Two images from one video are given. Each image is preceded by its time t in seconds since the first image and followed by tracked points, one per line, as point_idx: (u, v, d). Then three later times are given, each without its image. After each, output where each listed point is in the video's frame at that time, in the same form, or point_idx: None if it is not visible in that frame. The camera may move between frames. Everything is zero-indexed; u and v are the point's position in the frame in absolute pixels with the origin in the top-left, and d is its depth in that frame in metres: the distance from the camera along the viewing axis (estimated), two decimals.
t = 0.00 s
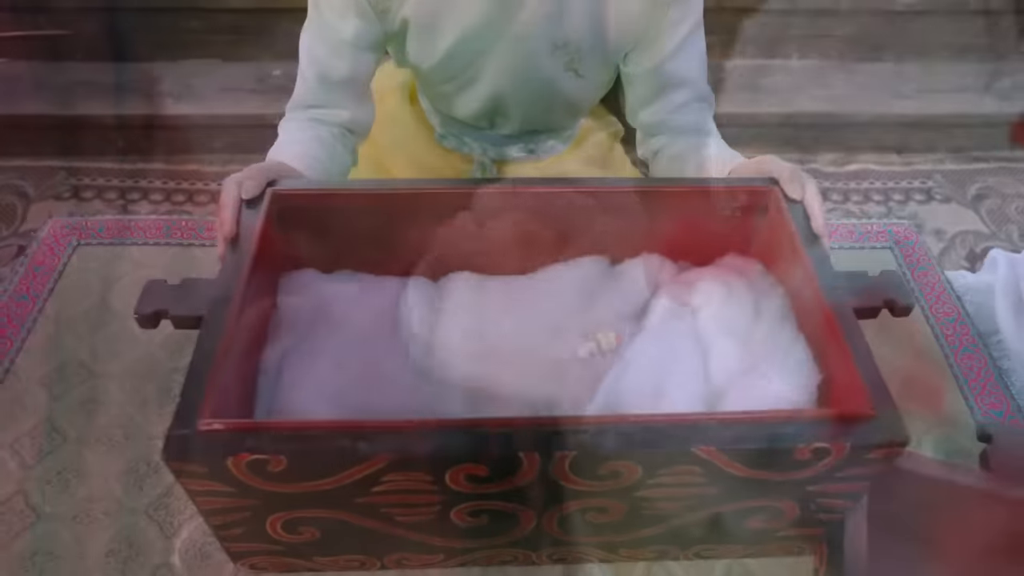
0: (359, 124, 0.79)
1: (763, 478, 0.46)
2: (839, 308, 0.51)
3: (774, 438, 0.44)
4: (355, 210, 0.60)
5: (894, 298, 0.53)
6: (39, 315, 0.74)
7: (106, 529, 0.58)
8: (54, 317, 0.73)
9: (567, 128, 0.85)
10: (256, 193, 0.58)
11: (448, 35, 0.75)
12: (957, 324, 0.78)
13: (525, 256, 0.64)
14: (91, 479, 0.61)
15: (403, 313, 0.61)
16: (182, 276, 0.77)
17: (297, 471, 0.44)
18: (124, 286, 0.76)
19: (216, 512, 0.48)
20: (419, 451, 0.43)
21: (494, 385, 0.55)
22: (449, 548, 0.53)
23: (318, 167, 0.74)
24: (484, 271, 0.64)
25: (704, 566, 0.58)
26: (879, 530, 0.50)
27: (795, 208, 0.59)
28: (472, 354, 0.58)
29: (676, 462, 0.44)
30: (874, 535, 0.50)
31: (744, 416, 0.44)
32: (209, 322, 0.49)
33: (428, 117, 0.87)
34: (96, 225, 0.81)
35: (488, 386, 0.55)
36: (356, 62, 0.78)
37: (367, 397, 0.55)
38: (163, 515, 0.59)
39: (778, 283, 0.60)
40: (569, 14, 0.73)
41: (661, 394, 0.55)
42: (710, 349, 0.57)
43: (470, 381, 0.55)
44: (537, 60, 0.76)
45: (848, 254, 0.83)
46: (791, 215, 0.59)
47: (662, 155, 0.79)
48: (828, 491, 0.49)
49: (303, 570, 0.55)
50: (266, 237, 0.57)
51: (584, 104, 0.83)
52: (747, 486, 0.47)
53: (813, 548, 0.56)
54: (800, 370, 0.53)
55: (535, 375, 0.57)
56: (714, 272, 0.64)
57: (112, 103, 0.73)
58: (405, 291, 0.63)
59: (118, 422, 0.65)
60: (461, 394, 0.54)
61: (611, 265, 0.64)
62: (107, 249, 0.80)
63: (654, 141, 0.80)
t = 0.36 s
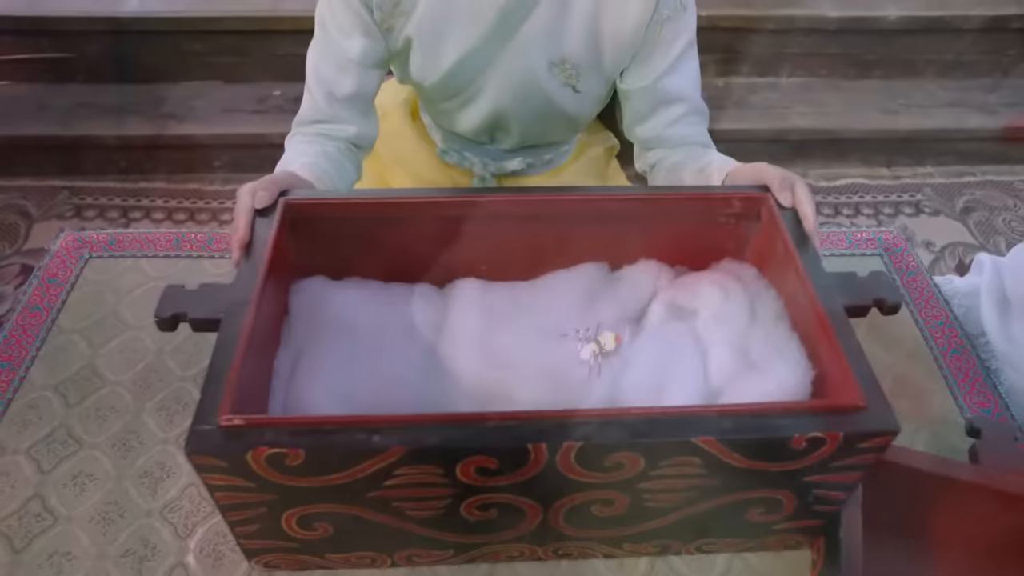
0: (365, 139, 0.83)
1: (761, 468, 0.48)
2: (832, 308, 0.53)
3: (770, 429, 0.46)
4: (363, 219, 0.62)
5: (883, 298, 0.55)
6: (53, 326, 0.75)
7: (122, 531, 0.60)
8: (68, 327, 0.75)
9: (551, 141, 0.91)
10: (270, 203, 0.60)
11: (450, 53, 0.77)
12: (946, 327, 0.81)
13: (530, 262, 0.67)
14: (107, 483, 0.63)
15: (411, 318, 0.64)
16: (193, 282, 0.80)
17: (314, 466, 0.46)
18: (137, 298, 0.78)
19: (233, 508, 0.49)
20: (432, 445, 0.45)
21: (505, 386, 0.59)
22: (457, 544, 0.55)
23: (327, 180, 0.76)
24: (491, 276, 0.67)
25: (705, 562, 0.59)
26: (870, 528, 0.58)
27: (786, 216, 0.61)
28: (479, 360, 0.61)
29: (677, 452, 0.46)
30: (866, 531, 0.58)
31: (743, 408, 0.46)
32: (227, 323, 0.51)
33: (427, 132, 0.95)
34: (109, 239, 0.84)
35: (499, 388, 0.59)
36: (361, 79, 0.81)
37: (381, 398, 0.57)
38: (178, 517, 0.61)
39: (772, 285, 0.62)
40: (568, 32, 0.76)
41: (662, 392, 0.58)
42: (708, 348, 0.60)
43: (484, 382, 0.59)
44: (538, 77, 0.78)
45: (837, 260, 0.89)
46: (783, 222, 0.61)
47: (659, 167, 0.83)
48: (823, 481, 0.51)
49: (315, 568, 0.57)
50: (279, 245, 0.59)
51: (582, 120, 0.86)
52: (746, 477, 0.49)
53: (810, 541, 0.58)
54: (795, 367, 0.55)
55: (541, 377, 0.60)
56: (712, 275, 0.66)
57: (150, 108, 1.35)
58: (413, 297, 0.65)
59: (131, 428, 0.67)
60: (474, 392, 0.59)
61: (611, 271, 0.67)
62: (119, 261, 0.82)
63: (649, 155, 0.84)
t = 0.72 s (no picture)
0: (369, 153, 0.86)
1: (757, 456, 0.51)
2: (822, 306, 0.56)
3: (764, 416, 0.48)
4: (371, 225, 0.64)
5: (870, 295, 0.58)
6: (68, 334, 0.77)
7: (139, 530, 0.61)
8: (83, 335, 0.77)
9: (552, 155, 0.94)
10: (283, 211, 0.62)
11: (452, 69, 0.80)
12: (934, 329, 0.84)
13: (532, 266, 0.70)
14: (123, 484, 0.64)
15: (417, 322, 0.66)
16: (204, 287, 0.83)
17: (331, 456, 0.48)
18: (150, 307, 0.81)
19: (250, 501, 0.51)
20: (444, 435, 0.47)
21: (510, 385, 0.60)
22: (466, 536, 0.57)
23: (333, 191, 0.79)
24: (496, 281, 0.70)
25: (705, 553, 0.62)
26: (863, 519, 0.61)
27: (776, 220, 0.64)
28: (485, 359, 0.63)
29: (676, 439, 0.48)
30: (859, 523, 0.60)
31: (738, 397, 0.49)
32: (245, 324, 0.53)
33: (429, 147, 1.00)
34: (119, 251, 0.87)
35: (503, 385, 0.61)
36: (365, 95, 0.84)
37: (391, 396, 0.60)
38: (193, 516, 0.62)
39: (765, 286, 0.65)
40: (564, 50, 0.79)
41: (662, 388, 0.60)
42: (704, 347, 0.62)
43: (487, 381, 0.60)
44: (537, 94, 0.82)
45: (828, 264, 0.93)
46: (774, 225, 0.63)
47: (652, 181, 0.86)
48: (817, 470, 0.53)
49: (329, 563, 0.59)
50: (292, 252, 0.61)
51: (579, 134, 0.90)
52: (743, 464, 0.52)
53: (806, 531, 0.60)
54: (788, 362, 0.57)
55: (543, 377, 0.62)
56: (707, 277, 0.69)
57: (167, 121, 1.78)
58: (421, 301, 0.68)
59: (145, 432, 0.69)
60: (479, 390, 0.60)
61: (610, 275, 0.70)
62: (131, 272, 0.85)
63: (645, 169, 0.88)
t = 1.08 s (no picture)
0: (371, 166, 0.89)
1: (752, 446, 0.53)
2: (811, 301, 0.59)
3: (758, 403, 0.51)
4: (379, 231, 0.67)
5: (855, 292, 0.61)
6: (81, 342, 0.79)
7: (154, 528, 0.63)
8: (95, 344, 0.79)
9: (550, 167, 0.99)
10: (296, 219, 0.65)
11: (454, 85, 0.84)
12: (918, 329, 0.86)
13: (534, 271, 0.72)
14: (138, 485, 0.66)
15: (423, 324, 0.69)
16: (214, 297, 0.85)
17: (346, 445, 0.50)
18: (160, 316, 0.83)
19: (267, 493, 0.53)
20: (455, 424, 0.49)
21: (515, 381, 0.63)
22: (474, 528, 0.59)
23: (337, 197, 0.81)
24: (497, 285, 0.73)
25: (704, 544, 0.64)
26: (854, 507, 0.63)
27: (766, 223, 0.67)
28: (489, 358, 0.65)
29: (675, 427, 0.51)
30: (850, 510, 0.63)
31: (732, 386, 0.51)
32: (261, 323, 0.55)
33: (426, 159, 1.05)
34: (130, 262, 0.89)
35: (508, 382, 0.63)
36: (369, 108, 0.87)
37: (400, 394, 0.62)
38: (208, 514, 0.64)
39: (756, 286, 0.68)
40: (561, 64, 0.83)
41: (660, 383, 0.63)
42: (699, 344, 0.65)
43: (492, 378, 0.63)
44: (536, 107, 0.86)
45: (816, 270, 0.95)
46: (764, 228, 0.66)
47: (646, 189, 0.90)
48: (809, 457, 0.55)
49: (339, 557, 0.60)
50: (303, 257, 0.64)
51: (576, 146, 0.94)
52: (738, 452, 0.54)
53: (800, 520, 0.62)
54: (779, 356, 0.60)
55: (547, 373, 0.64)
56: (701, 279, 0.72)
57: (167, 141, 1.90)
58: (427, 304, 0.71)
59: (158, 435, 0.71)
60: (484, 386, 0.63)
61: (608, 278, 0.73)
62: (141, 282, 0.87)
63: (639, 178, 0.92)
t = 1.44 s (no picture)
0: (372, 181, 0.92)
1: (743, 433, 0.56)
2: (795, 296, 0.62)
3: (747, 390, 0.54)
4: (383, 238, 0.69)
5: (837, 288, 0.64)
6: (91, 352, 0.81)
7: (168, 526, 0.65)
8: (105, 352, 0.81)
9: (544, 179, 1.05)
10: (304, 230, 0.67)
11: (454, 99, 0.92)
12: (900, 329, 0.87)
13: (531, 276, 0.75)
14: (151, 486, 0.68)
15: (427, 325, 0.71)
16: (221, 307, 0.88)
17: (359, 436, 0.52)
18: (168, 325, 0.85)
19: (280, 486, 0.55)
20: (461, 413, 0.52)
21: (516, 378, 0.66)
22: (479, 519, 0.61)
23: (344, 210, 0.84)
24: (497, 289, 0.76)
25: (699, 533, 0.66)
26: (842, 494, 0.67)
27: (753, 227, 0.70)
28: (491, 357, 0.68)
29: (669, 414, 0.54)
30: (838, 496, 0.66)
31: (723, 374, 0.54)
32: (274, 324, 0.58)
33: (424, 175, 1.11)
34: (137, 274, 0.91)
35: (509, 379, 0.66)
36: (371, 124, 0.92)
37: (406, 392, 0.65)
38: (219, 512, 0.66)
39: (744, 287, 0.71)
40: (553, 79, 0.92)
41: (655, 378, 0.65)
42: (691, 341, 0.68)
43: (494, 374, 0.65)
44: (531, 120, 0.93)
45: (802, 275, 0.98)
46: (751, 231, 0.69)
47: (639, 196, 0.95)
48: (797, 444, 0.58)
49: (348, 550, 0.63)
50: (312, 263, 0.66)
51: (568, 157, 1.01)
52: (731, 439, 0.57)
53: (791, 509, 0.65)
54: (767, 349, 0.63)
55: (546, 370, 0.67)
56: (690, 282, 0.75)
57: (164, 163, 1.96)
58: (429, 308, 0.73)
59: (169, 438, 0.73)
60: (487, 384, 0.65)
61: (602, 282, 0.76)
62: (149, 293, 0.89)
63: (630, 186, 0.97)
